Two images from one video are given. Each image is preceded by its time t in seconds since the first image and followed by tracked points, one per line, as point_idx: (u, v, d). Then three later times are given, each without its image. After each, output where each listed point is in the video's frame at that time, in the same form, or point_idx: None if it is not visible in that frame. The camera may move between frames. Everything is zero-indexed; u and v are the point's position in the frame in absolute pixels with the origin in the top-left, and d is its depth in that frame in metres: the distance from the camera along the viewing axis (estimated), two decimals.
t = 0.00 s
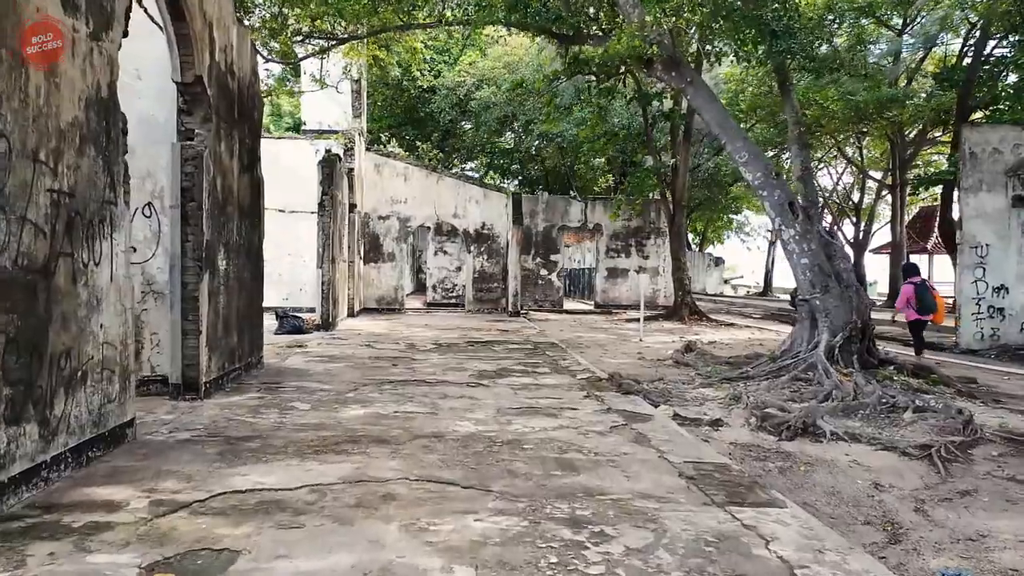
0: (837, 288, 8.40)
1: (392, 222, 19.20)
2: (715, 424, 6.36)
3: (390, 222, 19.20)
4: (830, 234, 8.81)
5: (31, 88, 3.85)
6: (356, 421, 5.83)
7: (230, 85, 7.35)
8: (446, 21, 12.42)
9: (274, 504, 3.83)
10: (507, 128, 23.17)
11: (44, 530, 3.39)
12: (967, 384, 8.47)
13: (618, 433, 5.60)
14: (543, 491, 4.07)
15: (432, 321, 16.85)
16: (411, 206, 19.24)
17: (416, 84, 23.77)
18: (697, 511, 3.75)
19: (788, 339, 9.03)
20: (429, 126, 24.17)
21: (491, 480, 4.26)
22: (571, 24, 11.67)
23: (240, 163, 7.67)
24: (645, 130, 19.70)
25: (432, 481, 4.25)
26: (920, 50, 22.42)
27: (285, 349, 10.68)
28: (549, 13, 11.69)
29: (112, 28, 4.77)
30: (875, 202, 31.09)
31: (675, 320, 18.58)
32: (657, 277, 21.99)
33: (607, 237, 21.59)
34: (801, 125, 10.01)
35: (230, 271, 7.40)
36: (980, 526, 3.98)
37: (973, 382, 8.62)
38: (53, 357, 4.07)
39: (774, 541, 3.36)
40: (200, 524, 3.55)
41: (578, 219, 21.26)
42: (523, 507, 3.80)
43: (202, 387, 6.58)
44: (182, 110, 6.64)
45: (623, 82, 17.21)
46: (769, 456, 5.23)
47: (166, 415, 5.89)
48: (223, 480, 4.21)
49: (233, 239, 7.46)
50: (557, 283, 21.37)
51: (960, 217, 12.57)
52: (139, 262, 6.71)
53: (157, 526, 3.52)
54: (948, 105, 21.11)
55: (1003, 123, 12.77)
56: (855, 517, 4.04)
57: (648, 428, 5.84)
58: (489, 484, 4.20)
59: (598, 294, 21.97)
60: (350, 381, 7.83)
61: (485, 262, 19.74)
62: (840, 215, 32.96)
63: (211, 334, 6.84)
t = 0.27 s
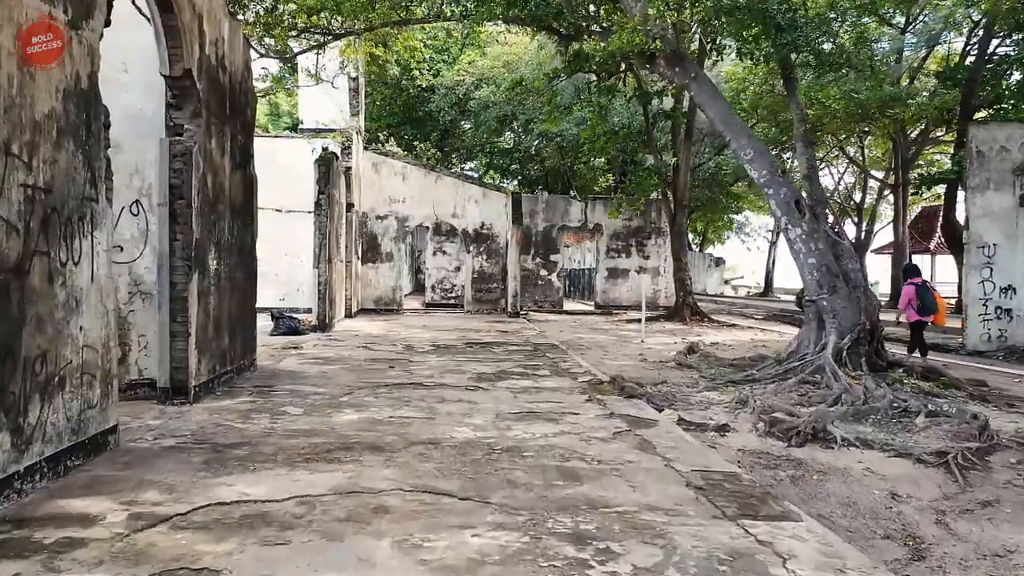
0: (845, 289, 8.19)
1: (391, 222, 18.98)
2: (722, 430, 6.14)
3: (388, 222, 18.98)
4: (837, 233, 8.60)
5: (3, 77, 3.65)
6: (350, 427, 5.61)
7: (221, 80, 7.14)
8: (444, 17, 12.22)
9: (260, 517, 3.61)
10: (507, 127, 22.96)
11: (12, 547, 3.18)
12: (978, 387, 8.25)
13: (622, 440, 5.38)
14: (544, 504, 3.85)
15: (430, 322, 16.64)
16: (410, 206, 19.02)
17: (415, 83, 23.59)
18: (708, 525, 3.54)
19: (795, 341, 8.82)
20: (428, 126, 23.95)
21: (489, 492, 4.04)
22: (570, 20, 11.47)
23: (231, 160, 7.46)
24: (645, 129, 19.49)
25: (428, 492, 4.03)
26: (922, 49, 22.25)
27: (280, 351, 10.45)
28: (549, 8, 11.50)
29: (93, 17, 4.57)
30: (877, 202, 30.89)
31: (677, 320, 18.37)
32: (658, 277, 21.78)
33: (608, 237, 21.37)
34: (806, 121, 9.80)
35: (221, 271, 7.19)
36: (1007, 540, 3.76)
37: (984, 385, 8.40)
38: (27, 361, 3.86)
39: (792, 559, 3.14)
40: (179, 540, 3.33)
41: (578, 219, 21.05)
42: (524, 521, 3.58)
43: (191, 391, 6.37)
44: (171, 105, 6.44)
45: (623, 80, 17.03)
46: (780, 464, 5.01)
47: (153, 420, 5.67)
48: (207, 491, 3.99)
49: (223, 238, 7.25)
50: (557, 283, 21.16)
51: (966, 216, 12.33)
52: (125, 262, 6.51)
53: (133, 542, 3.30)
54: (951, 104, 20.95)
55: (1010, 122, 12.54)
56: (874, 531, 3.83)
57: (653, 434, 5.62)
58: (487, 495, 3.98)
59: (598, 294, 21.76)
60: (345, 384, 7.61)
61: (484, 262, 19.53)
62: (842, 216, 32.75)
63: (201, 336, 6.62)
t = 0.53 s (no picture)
0: (853, 289, 7.98)
1: (389, 221, 18.77)
2: (729, 436, 5.92)
3: (387, 221, 18.77)
4: (844, 232, 8.38)
5: None
6: (342, 433, 5.39)
7: (211, 74, 6.93)
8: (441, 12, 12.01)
9: (244, 533, 3.39)
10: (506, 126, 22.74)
11: None
12: (989, 390, 8.03)
13: (626, 447, 5.16)
14: (545, 517, 3.63)
15: (428, 322, 16.43)
16: (408, 205, 18.81)
17: (414, 82, 23.25)
18: (721, 542, 3.32)
19: (801, 344, 8.61)
20: (427, 125, 23.74)
21: (487, 504, 3.82)
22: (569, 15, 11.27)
23: (222, 157, 7.25)
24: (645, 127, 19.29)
25: (423, 505, 3.81)
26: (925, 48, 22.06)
27: (274, 352, 10.24)
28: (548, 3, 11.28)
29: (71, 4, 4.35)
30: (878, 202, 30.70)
31: (678, 321, 18.16)
32: (659, 277, 21.58)
33: (608, 236, 21.16)
34: (812, 116, 9.57)
35: (211, 271, 6.98)
36: None
37: (996, 388, 8.18)
38: None
39: None
40: (155, 558, 3.11)
41: (579, 218, 20.83)
42: (524, 537, 3.36)
43: (178, 395, 6.15)
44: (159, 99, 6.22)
45: (624, 78, 16.82)
46: (792, 472, 4.79)
47: (138, 426, 5.45)
48: (189, 504, 3.78)
49: (214, 237, 7.04)
50: (557, 283, 20.95)
51: (973, 216, 12.11)
52: (111, 261, 6.29)
53: (105, 560, 3.08)
54: (955, 103, 20.76)
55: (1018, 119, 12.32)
56: (895, 547, 3.61)
57: (658, 441, 5.40)
58: (485, 508, 3.76)
59: (598, 295, 21.55)
60: (339, 387, 7.38)
61: (483, 262, 19.32)
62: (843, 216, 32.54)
63: (189, 339, 6.41)
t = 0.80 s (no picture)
0: (862, 290, 7.76)
1: (387, 221, 18.56)
2: (737, 443, 5.70)
3: (385, 221, 18.56)
4: (853, 232, 8.16)
5: None
6: (335, 440, 5.16)
7: (200, 67, 6.69)
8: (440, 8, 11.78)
9: (226, 550, 3.18)
10: (506, 126, 22.53)
11: None
12: (1002, 393, 7.81)
13: (631, 455, 4.94)
14: (547, 533, 3.41)
15: (427, 323, 16.21)
16: (407, 204, 18.60)
17: (413, 81, 22.99)
18: (734, 561, 3.11)
19: (808, 346, 8.39)
20: (427, 124, 23.53)
21: (486, 518, 3.60)
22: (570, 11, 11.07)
23: (212, 153, 7.02)
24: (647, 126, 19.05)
25: (418, 519, 3.59)
26: (929, 47, 21.84)
27: (268, 354, 10.02)
28: None
29: None
30: (880, 201, 30.50)
31: (680, 322, 17.96)
32: (659, 278, 21.38)
33: (608, 236, 20.95)
34: (818, 112, 9.35)
35: (201, 271, 6.76)
36: None
37: (1008, 391, 7.95)
38: None
39: None
40: None
41: (579, 218, 20.62)
42: (525, 555, 3.15)
43: (166, 400, 5.93)
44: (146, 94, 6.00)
45: (626, 75, 16.61)
46: (805, 482, 4.57)
47: (121, 433, 5.22)
48: (169, 518, 3.55)
49: (204, 236, 6.82)
50: (557, 283, 20.73)
51: (981, 215, 11.86)
52: (96, 260, 6.08)
53: None
54: (960, 102, 20.57)
55: None
56: (918, 565, 3.40)
57: (664, 448, 5.18)
58: (483, 523, 3.54)
59: (599, 295, 21.34)
60: (334, 391, 7.15)
61: (482, 262, 19.10)
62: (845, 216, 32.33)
63: (177, 341, 6.20)
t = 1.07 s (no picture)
0: (873, 291, 7.54)
1: (385, 221, 18.32)
2: (747, 452, 5.48)
3: (383, 220, 18.32)
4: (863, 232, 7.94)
5: None
6: (329, 449, 4.94)
7: (191, 60, 6.47)
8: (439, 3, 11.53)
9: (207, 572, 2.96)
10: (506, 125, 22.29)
11: None
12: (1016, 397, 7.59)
13: (637, 464, 4.71)
14: (552, 552, 3.20)
15: (426, 324, 16.01)
16: (406, 204, 18.37)
17: (413, 80, 22.74)
18: None
19: (816, 349, 8.18)
20: (426, 123, 23.30)
21: (486, 536, 3.38)
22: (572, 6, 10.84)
23: (203, 150, 6.80)
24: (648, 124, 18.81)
25: (414, 537, 3.37)
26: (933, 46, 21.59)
27: (263, 357, 9.81)
28: None
29: None
30: (883, 201, 30.30)
31: (682, 323, 17.74)
32: (661, 278, 21.16)
33: (609, 236, 20.73)
34: (826, 109, 9.14)
35: (191, 272, 6.55)
36: None
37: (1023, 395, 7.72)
38: None
39: None
40: None
41: (580, 218, 20.39)
42: None
43: (154, 406, 5.71)
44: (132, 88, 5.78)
45: (627, 73, 16.44)
46: (821, 494, 4.35)
47: (105, 441, 5.01)
48: (150, 535, 3.34)
49: (194, 236, 6.60)
50: (558, 283, 20.52)
51: (989, 215, 11.62)
52: (82, 261, 5.87)
53: None
54: (964, 101, 20.39)
55: None
56: None
57: (672, 456, 4.96)
58: (483, 541, 3.32)
59: (600, 296, 21.13)
60: (329, 396, 6.93)
61: (482, 262, 18.88)
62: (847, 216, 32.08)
63: (166, 345, 5.98)
